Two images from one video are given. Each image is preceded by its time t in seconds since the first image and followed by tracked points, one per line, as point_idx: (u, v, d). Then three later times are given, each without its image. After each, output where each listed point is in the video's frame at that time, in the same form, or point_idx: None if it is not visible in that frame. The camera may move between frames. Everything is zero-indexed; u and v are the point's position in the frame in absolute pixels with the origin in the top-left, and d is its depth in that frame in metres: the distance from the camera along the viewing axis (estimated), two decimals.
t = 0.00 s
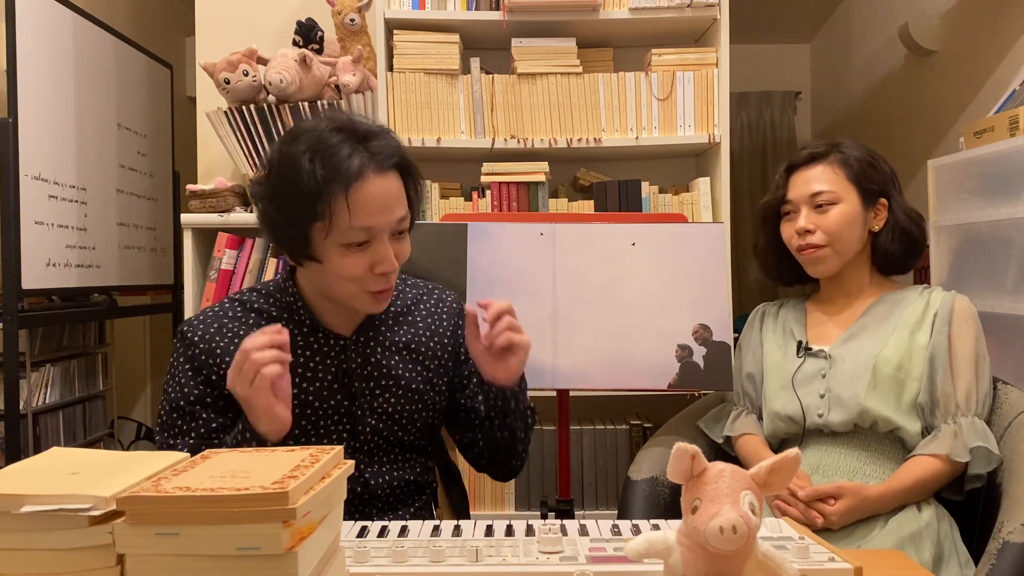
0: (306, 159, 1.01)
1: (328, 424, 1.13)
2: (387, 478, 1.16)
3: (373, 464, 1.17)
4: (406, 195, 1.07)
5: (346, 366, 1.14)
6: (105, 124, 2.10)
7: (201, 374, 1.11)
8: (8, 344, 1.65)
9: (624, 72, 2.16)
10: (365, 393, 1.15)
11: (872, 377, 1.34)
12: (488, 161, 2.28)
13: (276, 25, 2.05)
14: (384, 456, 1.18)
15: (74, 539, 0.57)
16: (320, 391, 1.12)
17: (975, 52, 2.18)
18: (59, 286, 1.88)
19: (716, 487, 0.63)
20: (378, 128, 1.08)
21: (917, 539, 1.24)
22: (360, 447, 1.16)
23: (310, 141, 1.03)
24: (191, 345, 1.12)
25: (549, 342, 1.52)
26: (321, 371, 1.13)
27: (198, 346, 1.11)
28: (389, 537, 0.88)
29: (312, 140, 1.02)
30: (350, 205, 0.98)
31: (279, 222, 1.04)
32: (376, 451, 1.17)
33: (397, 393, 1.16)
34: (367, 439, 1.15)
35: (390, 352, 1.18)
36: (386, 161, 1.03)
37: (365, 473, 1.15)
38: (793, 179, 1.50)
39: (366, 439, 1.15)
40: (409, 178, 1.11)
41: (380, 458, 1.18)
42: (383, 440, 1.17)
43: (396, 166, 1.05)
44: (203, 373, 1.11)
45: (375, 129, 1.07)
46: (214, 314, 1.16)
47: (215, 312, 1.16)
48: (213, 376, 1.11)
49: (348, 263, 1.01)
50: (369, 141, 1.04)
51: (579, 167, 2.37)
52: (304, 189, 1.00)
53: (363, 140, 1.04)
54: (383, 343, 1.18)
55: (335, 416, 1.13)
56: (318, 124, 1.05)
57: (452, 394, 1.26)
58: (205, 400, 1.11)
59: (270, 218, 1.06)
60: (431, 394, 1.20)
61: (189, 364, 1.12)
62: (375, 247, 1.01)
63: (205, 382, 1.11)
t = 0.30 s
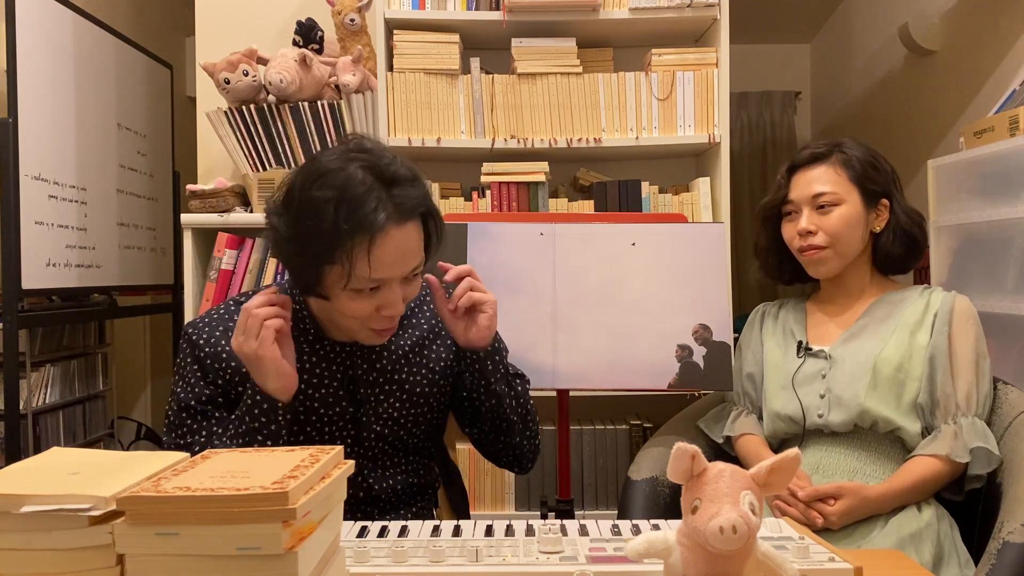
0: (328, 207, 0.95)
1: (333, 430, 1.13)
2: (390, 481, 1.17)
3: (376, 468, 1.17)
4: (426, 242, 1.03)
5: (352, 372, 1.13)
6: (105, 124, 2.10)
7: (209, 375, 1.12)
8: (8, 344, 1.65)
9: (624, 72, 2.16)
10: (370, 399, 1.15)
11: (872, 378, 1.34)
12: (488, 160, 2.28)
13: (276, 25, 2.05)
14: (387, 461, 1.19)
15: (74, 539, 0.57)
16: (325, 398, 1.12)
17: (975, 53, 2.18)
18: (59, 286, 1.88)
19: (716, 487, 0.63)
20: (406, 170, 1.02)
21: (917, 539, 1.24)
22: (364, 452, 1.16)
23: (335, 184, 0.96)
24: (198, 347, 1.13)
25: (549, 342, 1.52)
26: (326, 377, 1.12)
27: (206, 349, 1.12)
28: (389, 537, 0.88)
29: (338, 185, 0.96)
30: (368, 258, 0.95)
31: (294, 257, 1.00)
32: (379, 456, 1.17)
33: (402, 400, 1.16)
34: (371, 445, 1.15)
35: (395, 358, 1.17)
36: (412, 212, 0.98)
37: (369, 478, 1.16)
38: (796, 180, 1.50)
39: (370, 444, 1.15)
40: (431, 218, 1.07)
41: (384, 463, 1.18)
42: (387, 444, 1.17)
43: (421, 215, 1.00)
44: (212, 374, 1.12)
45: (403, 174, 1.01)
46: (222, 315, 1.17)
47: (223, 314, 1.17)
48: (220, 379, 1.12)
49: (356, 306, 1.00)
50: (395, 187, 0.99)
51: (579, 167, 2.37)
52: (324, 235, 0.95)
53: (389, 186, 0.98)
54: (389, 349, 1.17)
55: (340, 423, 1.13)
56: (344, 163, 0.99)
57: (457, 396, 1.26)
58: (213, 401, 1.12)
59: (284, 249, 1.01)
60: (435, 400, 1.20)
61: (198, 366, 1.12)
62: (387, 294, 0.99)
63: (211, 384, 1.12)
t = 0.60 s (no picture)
0: (315, 153, 1.02)
1: (337, 422, 1.13)
2: (392, 476, 1.16)
3: (378, 462, 1.16)
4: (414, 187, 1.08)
5: (357, 364, 1.14)
6: (105, 124, 2.10)
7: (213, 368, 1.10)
8: (8, 345, 1.65)
9: (625, 72, 2.16)
10: (374, 391, 1.15)
11: (872, 379, 1.34)
12: (488, 160, 2.28)
13: (276, 26, 2.05)
14: (389, 455, 1.18)
15: (74, 539, 0.57)
16: (329, 388, 1.12)
17: (975, 53, 2.18)
18: (59, 286, 1.88)
19: (716, 487, 0.63)
20: (386, 124, 1.10)
21: (917, 540, 1.24)
22: (367, 445, 1.15)
23: (319, 135, 1.04)
24: (202, 339, 1.11)
25: (549, 342, 1.52)
26: (331, 368, 1.12)
27: (211, 341, 1.10)
28: (390, 537, 0.88)
29: (321, 134, 1.03)
30: (357, 196, 0.99)
31: (289, 218, 1.06)
32: (381, 450, 1.17)
33: (405, 392, 1.16)
34: (374, 437, 1.15)
35: (399, 351, 1.18)
36: (394, 153, 1.04)
37: (371, 472, 1.15)
38: (796, 177, 1.50)
39: (373, 436, 1.15)
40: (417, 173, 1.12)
41: (386, 457, 1.17)
42: (390, 438, 1.17)
43: (403, 159, 1.06)
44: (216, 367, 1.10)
45: (385, 124, 1.08)
46: (226, 307, 1.16)
47: (227, 306, 1.15)
48: (224, 371, 1.10)
49: (354, 254, 1.02)
50: (377, 134, 1.05)
51: (579, 167, 2.37)
52: (313, 180, 1.01)
53: (372, 134, 1.05)
54: (393, 342, 1.18)
55: (344, 414, 1.13)
56: (326, 119, 1.07)
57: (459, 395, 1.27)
58: (215, 394, 1.10)
59: (283, 217, 1.07)
60: (438, 394, 1.21)
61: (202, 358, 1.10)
62: (382, 239, 1.02)
63: (214, 376, 1.10)
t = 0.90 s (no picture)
0: (308, 140, 1.03)
1: (339, 414, 1.13)
2: (394, 471, 1.16)
3: (380, 456, 1.16)
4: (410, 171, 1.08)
5: (359, 356, 1.14)
6: (105, 124, 2.10)
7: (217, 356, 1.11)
8: (8, 345, 1.65)
9: (625, 72, 2.16)
10: (376, 383, 1.15)
11: (872, 381, 1.34)
12: (488, 161, 2.28)
13: (276, 26, 2.05)
14: (391, 450, 1.18)
15: (75, 539, 0.57)
16: (331, 379, 1.12)
17: (975, 53, 2.18)
18: (59, 286, 1.88)
19: (716, 487, 0.63)
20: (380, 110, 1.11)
21: (917, 540, 1.23)
22: (369, 439, 1.15)
23: (313, 123, 1.05)
24: (207, 328, 1.12)
25: (549, 342, 1.52)
26: (334, 359, 1.12)
27: (216, 331, 1.11)
28: (389, 537, 0.88)
29: (314, 122, 1.05)
30: (352, 181, 1.00)
31: (287, 207, 1.08)
32: (383, 445, 1.16)
33: (407, 386, 1.16)
34: (377, 431, 1.14)
35: (402, 345, 1.18)
36: (388, 138, 1.04)
37: (373, 466, 1.14)
38: (801, 175, 1.50)
39: (376, 429, 1.14)
40: (414, 159, 1.13)
41: (387, 452, 1.17)
42: (393, 433, 1.16)
43: (398, 144, 1.07)
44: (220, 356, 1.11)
45: (378, 111, 1.09)
46: (231, 299, 1.16)
47: (232, 297, 1.16)
48: (226, 360, 1.10)
49: (354, 240, 1.02)
50: (370, 120, 1.07)
51: (579, 167, 2.37)
52: (307, 168, 1.02)
53: (365, 120, 1.06)
54: (396, 336, 1.18)
55: (346, 407, 1.13)
56: (320, 108, 1.08)
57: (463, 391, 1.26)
58: (218, 382, 1.10)
59: (282, 209, 1.09)
60: (440, 389, 1.20)
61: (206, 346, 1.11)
62: (381, 224, 1.02)
63: (217, 364, 1.11)
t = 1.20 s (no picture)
0: (319, 159, 1.02)
1: (346, 419, 1.13)
2: (399, 476, 1.16)
3: (386, 460, 1.16)
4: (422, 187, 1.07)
5: (366, 361, 1.13)
6: (105, 123, 2.10)
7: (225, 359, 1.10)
8: (8, 345, 1.65)
9: (624, 72, 2.16)
10: (384, 388, 1.14)
11: (875, 383, 1.34)
12: (487, 161, 2.28)
13: (276, 26, 2.05)
14: (397, 455, 1.18)
15: (74, 539, 0.57)
16: (339, 384, 1.12)
17: (975, 53, 2.18)
18: (59, 286, 1.88)
19: (716, 487, 0.63)
20: (394, 122, 1.09)
21: (918, 539, 1.23)
22: (376, 444, 1.15)
23: (324, 139, 1.03)
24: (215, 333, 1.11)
25: (549, 342, 1.52)
26: (341, 364, 1.12)
27: (225, 335, 1.11)
28: (389, 537, 0.88)
29: (326, 138, 1.03)
30: (364, 204, 0.99)
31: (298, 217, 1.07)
32: (389, 448, 1.16)
33: (414, 390, 1.16)
34: (383, 436, 1.14)
35: (409, 348, 1.18)
36: (399, 156, 1.02)
37: (379, 470, 1.14)
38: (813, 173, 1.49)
39: (383, 434, 1.14)
40: (426, 170, 1.11)
41: (393, 456, 1.17)
42: (399, 437, 1.17)
43: (411, 160, 1.05)
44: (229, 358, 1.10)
45: (392, 124, 1.07)
46: (239, 302, 1.15)
47: (239, 297, 1.16)
48: (233, 362, 1.10)
49: (365, 261, 1.02)
50: (383, 136, 1.04)
51: (579, 167, 2.37)
52: (318, 188, 1.01)
53: (377, 136, 1.04)
54: (402, 339, 1.18)
55: (353, 411, 1.13)
56: (332, 122, 1.06)
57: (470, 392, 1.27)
58: (223, 385, 1.10)
59: (292, 221, 1.08)
60: (447, 393, 1.20)
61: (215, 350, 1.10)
62: (392, 244, 1.01)
63: (223, 366, 1.10)
